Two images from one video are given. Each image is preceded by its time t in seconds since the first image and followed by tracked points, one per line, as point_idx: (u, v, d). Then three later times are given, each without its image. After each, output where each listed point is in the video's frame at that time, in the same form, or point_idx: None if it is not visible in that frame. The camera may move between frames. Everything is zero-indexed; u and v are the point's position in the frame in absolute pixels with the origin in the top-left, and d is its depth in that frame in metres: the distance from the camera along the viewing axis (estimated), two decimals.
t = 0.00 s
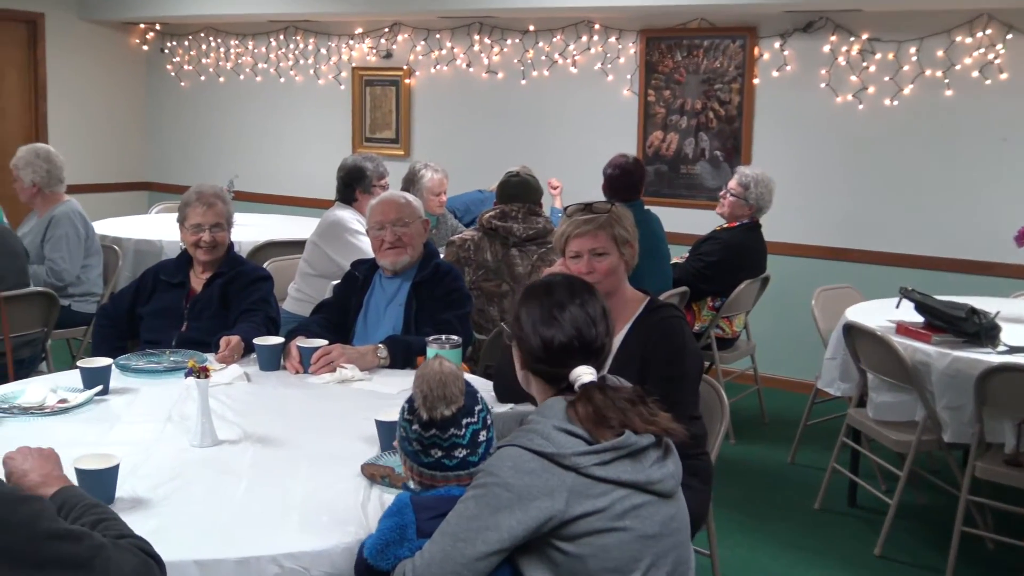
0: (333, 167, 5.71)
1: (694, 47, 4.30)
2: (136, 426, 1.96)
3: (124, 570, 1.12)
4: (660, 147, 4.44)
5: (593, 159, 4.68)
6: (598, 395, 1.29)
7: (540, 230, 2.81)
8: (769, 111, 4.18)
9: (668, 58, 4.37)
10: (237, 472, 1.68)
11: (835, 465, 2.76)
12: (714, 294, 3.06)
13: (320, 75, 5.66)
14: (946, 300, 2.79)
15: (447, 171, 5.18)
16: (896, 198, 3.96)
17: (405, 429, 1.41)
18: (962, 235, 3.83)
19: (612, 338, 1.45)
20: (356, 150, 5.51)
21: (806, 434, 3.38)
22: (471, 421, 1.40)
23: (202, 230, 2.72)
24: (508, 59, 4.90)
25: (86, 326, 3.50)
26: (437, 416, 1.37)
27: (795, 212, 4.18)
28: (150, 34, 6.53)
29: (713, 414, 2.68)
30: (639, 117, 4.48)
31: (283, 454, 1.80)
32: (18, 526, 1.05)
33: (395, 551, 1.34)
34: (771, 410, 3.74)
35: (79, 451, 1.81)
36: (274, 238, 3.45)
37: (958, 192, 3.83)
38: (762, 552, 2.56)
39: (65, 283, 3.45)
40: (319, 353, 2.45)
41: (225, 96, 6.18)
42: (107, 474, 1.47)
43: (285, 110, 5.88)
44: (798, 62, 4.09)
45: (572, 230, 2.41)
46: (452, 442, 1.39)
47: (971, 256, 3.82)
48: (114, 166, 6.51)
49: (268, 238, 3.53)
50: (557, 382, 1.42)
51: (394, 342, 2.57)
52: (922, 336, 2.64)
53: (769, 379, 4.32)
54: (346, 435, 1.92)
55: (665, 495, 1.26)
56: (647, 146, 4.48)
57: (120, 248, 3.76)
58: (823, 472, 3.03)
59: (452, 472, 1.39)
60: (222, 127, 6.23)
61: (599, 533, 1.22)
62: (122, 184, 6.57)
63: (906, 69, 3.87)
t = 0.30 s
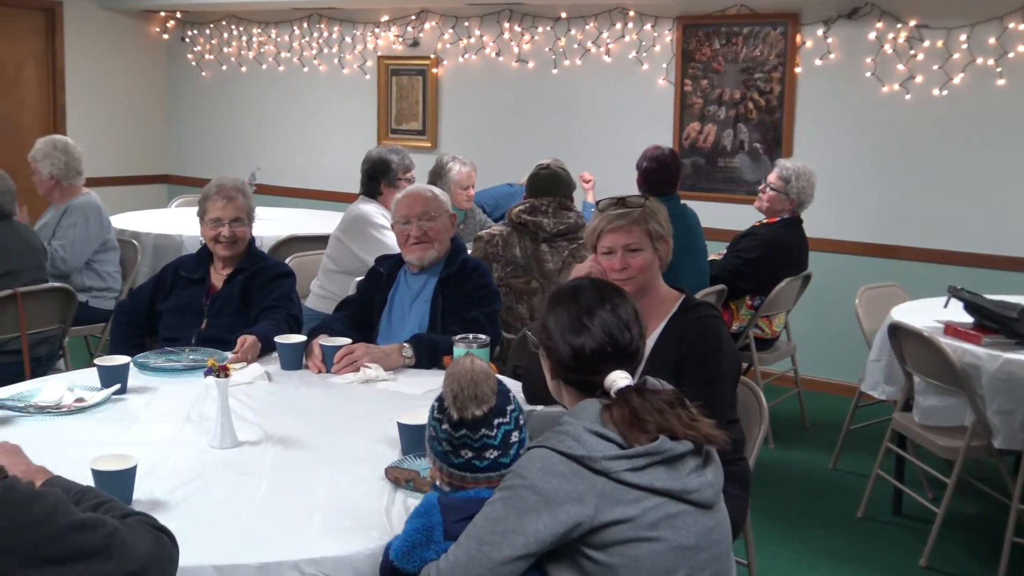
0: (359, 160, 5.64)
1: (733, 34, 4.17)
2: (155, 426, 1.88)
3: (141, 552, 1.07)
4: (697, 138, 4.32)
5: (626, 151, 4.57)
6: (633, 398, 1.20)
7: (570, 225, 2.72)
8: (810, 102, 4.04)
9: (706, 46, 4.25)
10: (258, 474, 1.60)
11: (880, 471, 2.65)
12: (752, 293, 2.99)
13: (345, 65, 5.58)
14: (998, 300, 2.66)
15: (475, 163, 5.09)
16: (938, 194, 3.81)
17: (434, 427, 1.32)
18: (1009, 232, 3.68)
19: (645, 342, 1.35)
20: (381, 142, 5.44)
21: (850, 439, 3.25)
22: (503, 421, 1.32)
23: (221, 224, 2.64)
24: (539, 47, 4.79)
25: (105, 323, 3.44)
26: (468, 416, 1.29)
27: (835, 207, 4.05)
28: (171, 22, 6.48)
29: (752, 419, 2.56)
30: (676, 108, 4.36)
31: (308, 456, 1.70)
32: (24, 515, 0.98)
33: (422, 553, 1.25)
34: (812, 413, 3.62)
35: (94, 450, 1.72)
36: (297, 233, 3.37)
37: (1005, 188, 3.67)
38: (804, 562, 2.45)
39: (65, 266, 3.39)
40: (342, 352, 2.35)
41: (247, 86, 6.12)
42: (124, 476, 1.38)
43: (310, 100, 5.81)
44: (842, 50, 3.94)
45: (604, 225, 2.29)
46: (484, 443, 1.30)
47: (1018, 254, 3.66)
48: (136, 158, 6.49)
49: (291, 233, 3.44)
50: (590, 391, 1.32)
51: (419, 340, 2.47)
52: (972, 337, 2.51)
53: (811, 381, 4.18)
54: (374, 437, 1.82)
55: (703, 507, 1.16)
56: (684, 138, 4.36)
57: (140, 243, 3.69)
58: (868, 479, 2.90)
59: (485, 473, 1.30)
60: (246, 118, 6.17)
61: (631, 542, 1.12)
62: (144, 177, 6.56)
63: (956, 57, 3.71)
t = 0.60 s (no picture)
0: (382, 156, 5.55)
1: (773, 23, 4.04)
2: (172, 430, 1.78)
3: (152, 523, 1.03)
4: (736, 132, 4.20)
5: (659, 145, 4.46)
6: (664, 403, 1.10)
7: (602, 223, 2.61)
8: (853, 94, 3.91)
9: (746, 36, 4.12)
10: (277, 481, 1.49)
11: (928, 480, 2.53)
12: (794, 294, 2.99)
13: (369, 57, 5.50)
14: None
15: (503, 158, 4.99)
16: (984, 190, 3.68)
17: (461, 430, 1.24)
18: None
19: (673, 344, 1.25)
20: (406, 137, 5.36)
21: (896, 447, 3.12)
22: (536, 427, 1.23)
23: (238, 222, 2.54)
24: (570, 37, 4.67)
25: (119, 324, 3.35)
26: (500, 420, 1.20)
27: (878, 205, 3.92)
28: (188, 14, 6.42)
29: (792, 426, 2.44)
30: (714, 100, 4.24)
31: (333, 462, 1.59)
32: (17, 512, 0.94)
33: (443, 564, 1.13)
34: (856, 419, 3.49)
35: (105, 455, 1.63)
36: (318, 232, 3.27)
37: None
38: None
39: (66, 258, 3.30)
40: (365, 355, 2.25)
41: (268, 79, 6.06)
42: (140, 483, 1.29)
43: (333, 94, 5.73)
44: (888, 38, 3.80)
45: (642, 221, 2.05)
46: (514, 449, 1.21)
47: None
48: (153, 154, 6.44)
49: (311, 231, 3.35)
50: (619, 397, 1.22)
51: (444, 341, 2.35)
52: None
53: (857, 387, 4.04)
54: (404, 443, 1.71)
55: (738, 522, 1.06)
56: (722, 132, 4.24)
57: (157, 242, 3.61)
58: (916, 489, 2.77)
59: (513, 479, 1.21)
60: (267, 113, 6.10)
61: (660, 557, 1.03)
62: (162, 173, 6.51)
63: (1009, 45, 3.56)
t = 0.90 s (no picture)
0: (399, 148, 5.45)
1: (808, 8, 3.93)
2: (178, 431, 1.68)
3: (157, 529, 0.96)
4: (768, 122, 4.09)
5: (683, 136, 4.36)
6: (688, 407, 1.03)
7: (627, 218, 2.50)
8: (891, 83, 3.79)
9: (779, 22, 4.01)
10: (286, 484, 1.39)
11: (968, 488, 2.41)
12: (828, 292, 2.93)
13: (385, 44, 5.40)
14: None
15: (523, 149, 4.89)
16: None
17: (468, 437, 1.14)
18: None
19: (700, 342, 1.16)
20: (424, 127, 5.27)
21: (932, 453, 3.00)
22: (546, 434, 1.13)
23: (246, 216, 2.44)
24: (595, 23, 4.56)
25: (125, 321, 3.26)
26: (507, 428, 1.10)
27: (914, 198, 3.82)
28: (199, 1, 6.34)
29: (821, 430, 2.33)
30: (745, 88, 4.12)
31: (346, 465, 1.49)
32: (14, 514, 0.88)
33: None
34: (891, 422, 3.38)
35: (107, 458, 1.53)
36: (332, 226, 3.18)
37: None
38: None
39: (75, 254, 3.23)
40: (379, 355, 2.14)
41: (280, 67, 5.97)
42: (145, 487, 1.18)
43: (348, 83, 5.63)
44: (928, 24, 3.67)
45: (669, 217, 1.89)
46: (523, 457, 1.11)
47: None
48: (163, 144, 6.36)
49: (324, 226, 3.25)
50: (645, 397, 1.14)
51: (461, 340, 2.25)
52: None
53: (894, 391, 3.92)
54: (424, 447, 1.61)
55: (762, 535, 1.02)
56: (753, 122, 4.13)
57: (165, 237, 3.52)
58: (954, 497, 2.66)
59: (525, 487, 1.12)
60: (280, 102, 6.01)
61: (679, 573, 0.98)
62: (173, 165, 6.44)
63: None
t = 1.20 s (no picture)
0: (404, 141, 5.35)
1: None
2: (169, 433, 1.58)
3: (149, 541, 0.88)
4: (788, 113, 3.99)
5: (696, 129, 4.27)
6: (698, 413, 0.92)
7: (639, 215, 2.39)
8: (916, 73, 3.70)
9: (800, 9, 3.91)
10: (282, 489, 1.28)
11: (995, 495, 2.31)
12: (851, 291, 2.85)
13: (389, 32, 5.30)
14: None
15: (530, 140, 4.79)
16: None
17: (473, 442, 1.05)
18: None
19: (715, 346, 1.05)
20: (428, 117, 5.17)
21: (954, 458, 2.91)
22: (552, 441, 1.02)
23: (242, 209, 2.34)
24: (608, 10, 4.46)
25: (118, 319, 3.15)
26: (507, 434, 1.01)
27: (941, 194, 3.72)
28: None
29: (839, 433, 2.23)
30: (765, 75, 4.02)
31: (349, 471, 1.38)
32: None
33: None
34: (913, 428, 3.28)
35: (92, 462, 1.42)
36: (332, 221, 3.07)
37: None
38: None
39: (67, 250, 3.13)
40: (379, 354, 2.04)
41: (281, 55, 5.86)
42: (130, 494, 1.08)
43: (351, 73, 5.53)
44: (955, 12, 3.58)
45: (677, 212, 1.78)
46: (526, 466, 1.01)
47: None
48: (159, 134, 6.25)
49: (324, 221, 3.14)
50: (651, 402, 1.05)
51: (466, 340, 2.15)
52: None
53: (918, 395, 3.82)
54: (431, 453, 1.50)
55: (778, 547, 0.90)
56: (772, 114, 4.03)
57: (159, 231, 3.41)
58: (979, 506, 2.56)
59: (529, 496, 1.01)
60: (280, 92, 5.90)
61: None
62: (170, 156, 6.34)
63: None
